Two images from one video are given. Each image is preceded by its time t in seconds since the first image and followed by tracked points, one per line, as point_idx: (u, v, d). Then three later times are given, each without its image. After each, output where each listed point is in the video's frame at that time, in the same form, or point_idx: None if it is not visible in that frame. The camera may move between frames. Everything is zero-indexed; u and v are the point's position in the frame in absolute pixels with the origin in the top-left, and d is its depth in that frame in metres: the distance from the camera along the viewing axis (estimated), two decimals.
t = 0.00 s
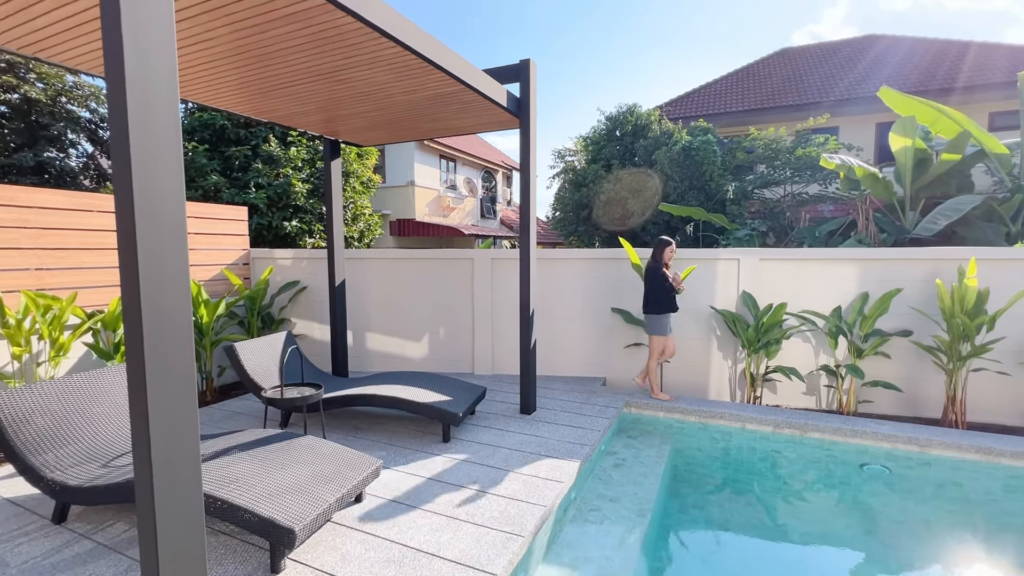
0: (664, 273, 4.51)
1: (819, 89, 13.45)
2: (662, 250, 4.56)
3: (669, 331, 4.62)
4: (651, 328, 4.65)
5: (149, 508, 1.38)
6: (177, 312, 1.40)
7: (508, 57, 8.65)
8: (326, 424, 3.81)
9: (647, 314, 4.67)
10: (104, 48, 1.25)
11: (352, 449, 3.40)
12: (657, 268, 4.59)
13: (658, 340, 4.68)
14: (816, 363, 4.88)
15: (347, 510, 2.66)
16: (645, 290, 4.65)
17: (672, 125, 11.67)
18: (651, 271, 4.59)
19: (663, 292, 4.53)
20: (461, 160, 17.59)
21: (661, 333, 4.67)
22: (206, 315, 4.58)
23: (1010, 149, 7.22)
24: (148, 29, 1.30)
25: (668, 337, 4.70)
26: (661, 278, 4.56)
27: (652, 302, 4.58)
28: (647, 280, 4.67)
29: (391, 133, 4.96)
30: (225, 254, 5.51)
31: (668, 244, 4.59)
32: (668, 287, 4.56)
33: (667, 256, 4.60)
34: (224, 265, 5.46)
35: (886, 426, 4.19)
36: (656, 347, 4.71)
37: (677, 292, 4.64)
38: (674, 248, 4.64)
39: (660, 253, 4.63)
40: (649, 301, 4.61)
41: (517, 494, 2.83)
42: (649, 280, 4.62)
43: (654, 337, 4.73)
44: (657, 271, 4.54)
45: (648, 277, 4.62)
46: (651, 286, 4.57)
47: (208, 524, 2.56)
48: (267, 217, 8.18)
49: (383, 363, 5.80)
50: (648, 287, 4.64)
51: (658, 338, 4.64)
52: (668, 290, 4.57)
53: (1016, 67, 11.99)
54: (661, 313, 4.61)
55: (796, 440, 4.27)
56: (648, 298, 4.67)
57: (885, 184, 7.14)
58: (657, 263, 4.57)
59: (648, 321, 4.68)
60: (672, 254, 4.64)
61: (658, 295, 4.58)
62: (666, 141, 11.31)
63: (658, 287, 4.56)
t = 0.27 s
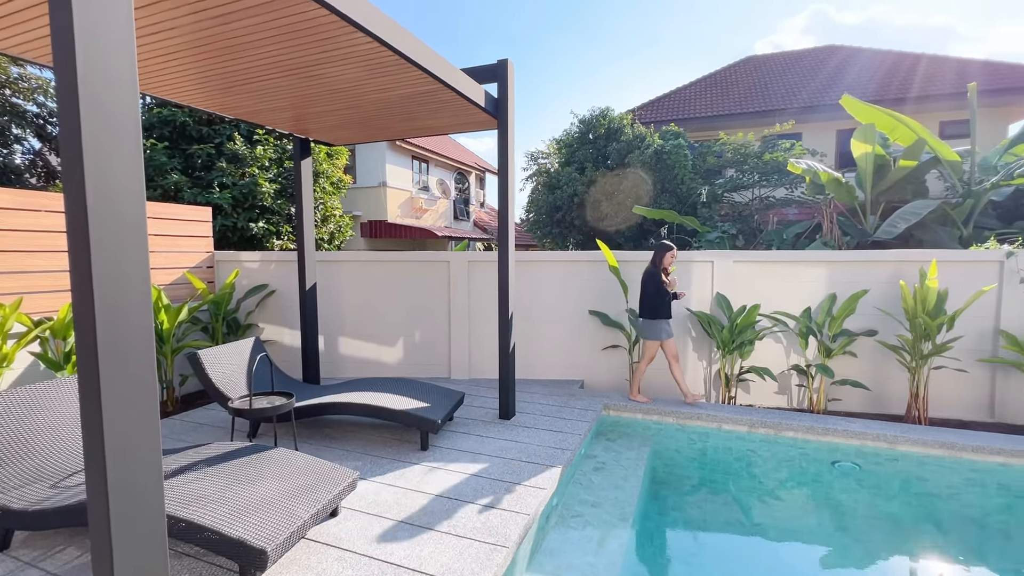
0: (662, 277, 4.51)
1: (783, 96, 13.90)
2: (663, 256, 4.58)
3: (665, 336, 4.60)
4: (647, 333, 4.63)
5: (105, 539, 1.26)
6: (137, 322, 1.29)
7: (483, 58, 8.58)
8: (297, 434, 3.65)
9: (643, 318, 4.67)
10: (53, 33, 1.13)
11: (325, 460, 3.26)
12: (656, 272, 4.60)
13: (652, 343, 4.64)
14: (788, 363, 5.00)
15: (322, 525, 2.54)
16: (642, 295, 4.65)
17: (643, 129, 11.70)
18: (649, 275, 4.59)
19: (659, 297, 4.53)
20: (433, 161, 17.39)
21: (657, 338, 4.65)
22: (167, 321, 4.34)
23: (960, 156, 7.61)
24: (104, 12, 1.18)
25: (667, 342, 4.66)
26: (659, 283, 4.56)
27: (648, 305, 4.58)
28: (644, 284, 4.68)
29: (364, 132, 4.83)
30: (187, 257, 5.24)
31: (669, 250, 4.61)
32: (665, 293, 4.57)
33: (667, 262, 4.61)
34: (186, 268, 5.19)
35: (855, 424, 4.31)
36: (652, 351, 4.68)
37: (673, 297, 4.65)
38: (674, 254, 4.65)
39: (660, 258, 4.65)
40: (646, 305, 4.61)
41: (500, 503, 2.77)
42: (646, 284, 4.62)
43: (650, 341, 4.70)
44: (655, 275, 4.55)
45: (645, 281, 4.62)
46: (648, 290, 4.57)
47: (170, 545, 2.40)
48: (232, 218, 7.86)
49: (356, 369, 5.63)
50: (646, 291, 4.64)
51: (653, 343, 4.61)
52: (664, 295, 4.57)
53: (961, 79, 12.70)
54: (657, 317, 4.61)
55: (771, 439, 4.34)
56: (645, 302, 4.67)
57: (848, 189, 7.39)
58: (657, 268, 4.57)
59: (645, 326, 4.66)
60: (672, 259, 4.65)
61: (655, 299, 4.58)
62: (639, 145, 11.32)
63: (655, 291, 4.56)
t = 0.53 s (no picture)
0: (669, 278, 4.45)
1: (750, 103, 14.29)
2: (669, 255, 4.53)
3: (672, 337, 4.53)
4: (655, 336, 4.58)
5: None
6: (97, 334, 1.16)
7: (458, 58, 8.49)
8: (269, 446, 3.49)
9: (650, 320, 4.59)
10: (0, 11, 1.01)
11: (300, 472, 3.12)
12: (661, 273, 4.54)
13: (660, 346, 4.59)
14: (761, 363, 5.10)
15: (299, 542, 2.42)
16: (649, 297, 4.58)
17: (617, 132, 11.77)
18: (655, 276, 4.53)
19: (666, 297, 4.45)
20: (406, 162, 17.16)
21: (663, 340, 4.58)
22: (126, 328, 4.09)
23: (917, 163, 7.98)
24: None
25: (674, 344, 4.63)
26: (665, 284, 4.50)
27: (655, 307, 4.50)
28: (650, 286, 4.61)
29: (338, 130, 4.68)
30: (148, 259, 4.97)
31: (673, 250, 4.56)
32: (672, 292, 4.49)
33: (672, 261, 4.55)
34: (147, 271, 4.93)
35: (828, 422, 4.42)
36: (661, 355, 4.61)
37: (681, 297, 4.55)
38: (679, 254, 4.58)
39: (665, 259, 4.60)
40: (653, 306, 4.54)
41: (485, 512, 2.70)
42: (652, 286, 4.55)
43: (658, 343, 4.63)
44: (662, 275, 4.49)
45: (651, 283, 4.56)
46: (655, 292, 4.50)
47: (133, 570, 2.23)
48: (195, 219, 7.53)
49: (329, 375, 5.45)
50: (652, 293, 4.58)
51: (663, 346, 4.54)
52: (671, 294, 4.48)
53: (914, 89, 13.34)
54: (664, 318, 4.53)
55: (748, 439, 4.41)
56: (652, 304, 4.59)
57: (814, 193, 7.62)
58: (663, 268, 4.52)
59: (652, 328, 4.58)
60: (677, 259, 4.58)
61: (662, 300, 4.50)
62: (613, 148, 11.41)
63: (661, 292, 4.49)
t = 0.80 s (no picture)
0: (672, 277, 4.50)
1: (718, 108, 14.67)
2: (671, 255, 4.57)
3: (677, 337, 4.57)
4: (661, 336, 4.61)
5: None
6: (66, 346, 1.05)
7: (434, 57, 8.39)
8: (242, 456, 3.34)
9: (655, 320, 4.62)
10: None
11: (277, 483, 2.99)
12: (664, 273, 4.58)
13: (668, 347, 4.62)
14: (737, 362, 5.21)
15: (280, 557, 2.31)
16: (653, 297, 4.61)
17: (592, 135, 11.88)
18: (659, 276, 4.56)
19: (671, 297, 4.49)
20: (378, 162, 16.88)
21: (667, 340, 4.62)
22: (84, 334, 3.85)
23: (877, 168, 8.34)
24: None
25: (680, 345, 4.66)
26: (669, 283, 4.53)
27: (661, 307, 4.54)
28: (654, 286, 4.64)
29: (313, 128, 4.53)
30: (108, 262, 4.71)
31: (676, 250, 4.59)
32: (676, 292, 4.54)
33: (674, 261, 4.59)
34: (107, 274, 4.67)
35: (802, 419, 4.54)
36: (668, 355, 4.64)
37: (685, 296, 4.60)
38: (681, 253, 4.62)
39: (667, 258, 4.64)
40: (658, 306, 4.57)
41: (473, 519, 2.64)
42: (656, 285, 4.58)
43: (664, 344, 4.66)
44: (665, 276, 4.53)
45: (655, 283, 4.59)
46: (659, 292, 4.53)
47: None
48: (157, 219, 7.16)
49: (303, 381, 5.28)
50: (655, 293, 4.61)
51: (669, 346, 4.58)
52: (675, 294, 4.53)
53: (871, 97, 13.96)
54: (670, 318, 4.57)
55: (727, 437, 4.47)
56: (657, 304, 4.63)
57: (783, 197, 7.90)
58: (667, 268, 4.56)
59: (657, 328, 4.61)
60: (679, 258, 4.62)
61: (667, 300, 4.54)
62: (588, 150, 11.52)
63: (666, 291, 4.53)
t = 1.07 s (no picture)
0: (674, 282, 4.62)
1: (689, 113, 15.02)
2: (676, 259, 4.67)
3: (677, 340, 4.69)
4: (661, 338, 4.70)
5: None
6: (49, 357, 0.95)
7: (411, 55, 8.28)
8: (218, 467, 3.19)
9: (657, 324, 4.71)
10: None
11: (257, 494, 2.87)
12: (667, 276, 4.67)
13: (667, 348, 4.71)
14: (714, 361, 5.32)
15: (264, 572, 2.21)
16: (656, 300, 4.68)
17: (568, 137, 11.96)
18: (664, 281, 4.65)
19: (674, 301, 4.60)
20: (350, 161, 16.56)
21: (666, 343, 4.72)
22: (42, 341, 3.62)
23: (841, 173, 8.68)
24: None
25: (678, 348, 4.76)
26: (673, 288, 4.64)
27: (664, 312, 4.64)
28: (656, 289, 4.72)
29: (289, 125, 4.40)
30: (67, 263, 4.45)
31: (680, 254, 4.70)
32: (678, 297, 4.65)
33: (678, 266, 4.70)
34: (66, 276, 4.41)
35: (779, 416, 4.66)
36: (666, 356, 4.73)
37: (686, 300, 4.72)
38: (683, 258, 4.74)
39: (669, 261, 4.72)
40: (661, 310, 4.66)
41: (465, 525, 2.60)
42: (660, 289, 4.67)
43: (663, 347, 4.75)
44: (669, 280, 4.63)
45: (658, 286, 4.67)
46: (663, 296, 4.62)
47: None
48: (116, 219, 6.74)
49: (278, 386, 5.10)
50: (658, 296, 4.69)
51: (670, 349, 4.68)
52: (678, 299, 4.64)
53: (832, 105, 14.53)
54: (672, 322, 4.67)
55: (707, 435, 4.55)
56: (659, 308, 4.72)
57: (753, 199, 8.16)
58: (671, 272, 4.66)
59: (659, 331, 4.71)
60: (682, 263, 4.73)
61: (670, 305, 4.64)
62: (563, 152, 11.60)
63: (670, 296, 4.63)
